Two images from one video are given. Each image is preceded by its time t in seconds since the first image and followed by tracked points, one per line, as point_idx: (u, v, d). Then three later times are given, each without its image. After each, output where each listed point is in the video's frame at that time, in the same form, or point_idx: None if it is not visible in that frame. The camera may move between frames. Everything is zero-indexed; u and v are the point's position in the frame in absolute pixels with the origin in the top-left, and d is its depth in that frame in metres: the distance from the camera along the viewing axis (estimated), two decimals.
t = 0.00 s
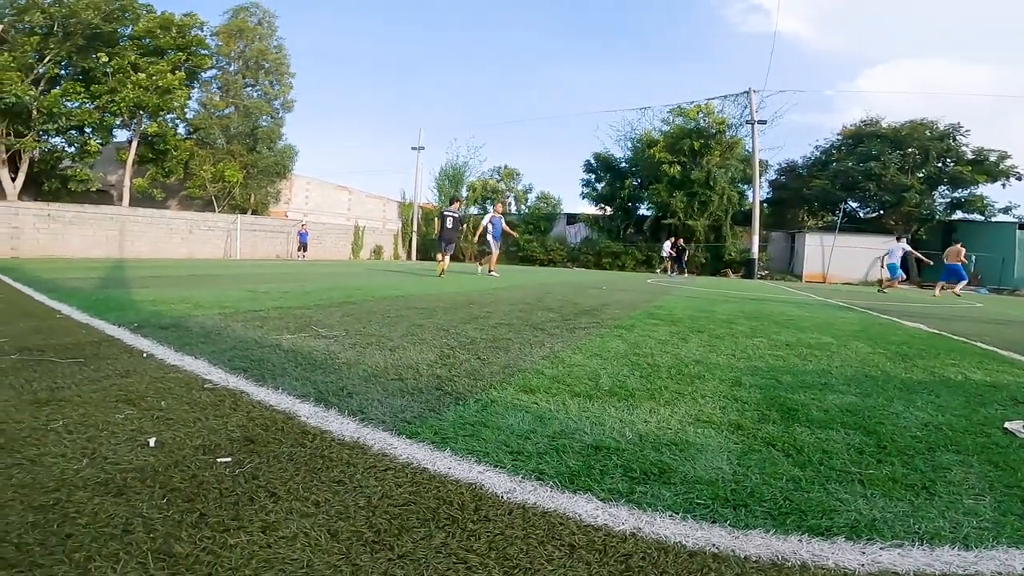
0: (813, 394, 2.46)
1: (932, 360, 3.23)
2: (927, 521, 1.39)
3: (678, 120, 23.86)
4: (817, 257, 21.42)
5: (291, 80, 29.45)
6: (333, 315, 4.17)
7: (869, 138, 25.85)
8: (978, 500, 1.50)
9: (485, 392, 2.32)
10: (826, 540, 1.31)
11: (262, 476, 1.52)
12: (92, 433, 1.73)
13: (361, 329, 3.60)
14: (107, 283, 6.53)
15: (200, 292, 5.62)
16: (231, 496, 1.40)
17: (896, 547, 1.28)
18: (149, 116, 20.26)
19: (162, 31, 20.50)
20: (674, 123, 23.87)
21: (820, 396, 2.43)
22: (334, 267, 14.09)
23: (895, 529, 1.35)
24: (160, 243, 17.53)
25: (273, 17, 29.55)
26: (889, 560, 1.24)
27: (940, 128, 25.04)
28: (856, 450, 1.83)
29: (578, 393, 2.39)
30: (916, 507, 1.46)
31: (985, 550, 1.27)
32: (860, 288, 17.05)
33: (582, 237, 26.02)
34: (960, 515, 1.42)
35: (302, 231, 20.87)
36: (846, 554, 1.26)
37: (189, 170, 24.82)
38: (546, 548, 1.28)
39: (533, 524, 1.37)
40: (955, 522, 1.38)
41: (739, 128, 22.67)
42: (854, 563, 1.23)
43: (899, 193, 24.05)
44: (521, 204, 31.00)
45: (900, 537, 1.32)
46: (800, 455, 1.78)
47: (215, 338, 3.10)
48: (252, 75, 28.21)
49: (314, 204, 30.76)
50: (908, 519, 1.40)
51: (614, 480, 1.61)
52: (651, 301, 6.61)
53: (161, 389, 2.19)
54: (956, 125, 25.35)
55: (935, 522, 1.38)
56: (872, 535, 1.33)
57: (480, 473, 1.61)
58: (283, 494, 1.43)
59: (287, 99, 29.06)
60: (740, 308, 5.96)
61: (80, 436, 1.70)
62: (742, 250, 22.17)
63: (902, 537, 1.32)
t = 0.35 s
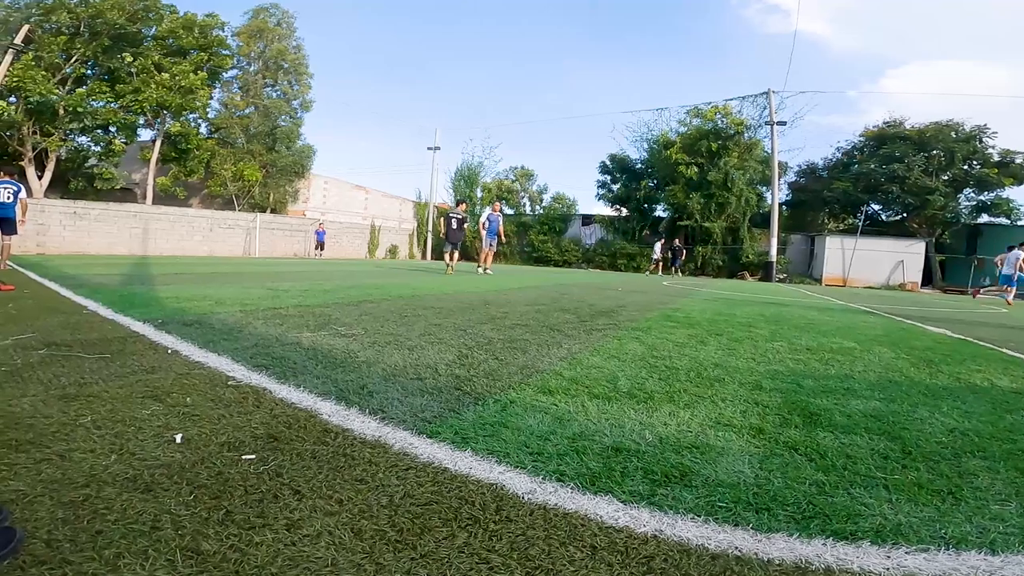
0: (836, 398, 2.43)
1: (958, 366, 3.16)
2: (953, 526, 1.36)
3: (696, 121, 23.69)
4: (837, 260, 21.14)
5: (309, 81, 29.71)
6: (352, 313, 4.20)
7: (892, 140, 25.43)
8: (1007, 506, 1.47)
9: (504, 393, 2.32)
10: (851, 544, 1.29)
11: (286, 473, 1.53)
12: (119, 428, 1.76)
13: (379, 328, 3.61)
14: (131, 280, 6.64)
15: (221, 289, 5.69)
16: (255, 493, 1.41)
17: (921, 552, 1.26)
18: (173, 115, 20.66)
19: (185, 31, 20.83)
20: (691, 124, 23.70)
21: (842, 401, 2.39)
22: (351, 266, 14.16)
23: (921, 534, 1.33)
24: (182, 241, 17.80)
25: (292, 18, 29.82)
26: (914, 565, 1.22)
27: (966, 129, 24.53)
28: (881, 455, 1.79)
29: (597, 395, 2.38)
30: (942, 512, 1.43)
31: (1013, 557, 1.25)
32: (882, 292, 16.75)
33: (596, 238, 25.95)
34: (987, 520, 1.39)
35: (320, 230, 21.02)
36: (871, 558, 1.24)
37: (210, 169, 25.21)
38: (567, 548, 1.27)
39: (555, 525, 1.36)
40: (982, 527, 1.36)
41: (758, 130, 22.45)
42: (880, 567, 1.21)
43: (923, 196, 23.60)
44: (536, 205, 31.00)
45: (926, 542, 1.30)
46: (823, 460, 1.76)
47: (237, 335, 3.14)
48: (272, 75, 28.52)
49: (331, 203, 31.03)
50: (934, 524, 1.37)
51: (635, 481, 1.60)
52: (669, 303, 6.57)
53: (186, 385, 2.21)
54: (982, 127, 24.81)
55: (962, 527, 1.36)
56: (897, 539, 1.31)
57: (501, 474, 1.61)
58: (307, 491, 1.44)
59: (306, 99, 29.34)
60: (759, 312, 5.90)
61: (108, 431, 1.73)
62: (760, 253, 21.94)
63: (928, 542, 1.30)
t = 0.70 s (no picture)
0: (848, 401, 2.41)
1: (972, 369, 3.13)
2: (967, 529, 1.35)
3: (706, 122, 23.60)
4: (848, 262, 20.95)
5: (319, 82, 29.89)
6: (362, 314, 4.21)
7: (905, 141, 25.21)
8: None
9: (514, 394, 2.32)
10: (864, 547, 1.28)
11: (297, 473, 1.54)
12: (133, 427, 1.77)
13: (389, 329, 3.63)
14: (145, 280, 6.71)
15: (233, 290, 5.74)
16: (268, 493, 1.42)
17: (935, 555, 1.25)
18: (185, 116, 20.93)
19: (197, 33, 21.06)
20: (701, 125, 23.61)
21: (855, 404, 2.37)
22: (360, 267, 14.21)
23: (934, 537, 1.32)
24: (194, 241, 17.96)
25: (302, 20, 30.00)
26: (927, 567, 1.20)
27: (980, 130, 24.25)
28: (895, 458, 1.78)
29: (607, 397, 2.37)
30: (956, 515, 1.42)
31: None
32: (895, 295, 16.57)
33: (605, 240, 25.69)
34: (1002, 524, 1.38)
35: (330, 230, 21.10)
36: (884, 561, 1.23)
37: (222, 170, 25.46)
38: (578, 550, 1.27)
39: (565, 527, 1.35)
40: (997, 531, 1.34)
41: (768, 131, 22.32)
42: (892, 570, 1.20)
43: (937, 198, 23.33)
44: (545, 206, 31.02)
45: (940, 544, 1.29)
46: (836, 463, 1.74)
47: (249, 335, 3.16)
48: (282, 77, 28.72)
49: (340, 204, 31.19)
50: (948, 526, 1.36)
51: (645, 484, 1.59)
52: (678, 305, 6.54)
53: (199, 385, 2.23)
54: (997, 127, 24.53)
55: (977, 531, 1.34)
56: (911, 542, 1.29)
57: (510, 476, 1.61)
58: (318, 491, 1.45)
59: (316, 100, 29.54)
60: (769, 314, 5.86)
61: (122, 430, 1.74)
62: (771, 255, 21.79)
63: (942, 544, 1.28)
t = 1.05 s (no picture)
0: (852, 402, 2.40)
1: (977, 370, 3.12)
2: (969, 530, 1.35)
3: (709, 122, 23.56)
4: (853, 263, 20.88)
5: (322, 83, 29.89)
6: (364, 314, 4.22)
7: (910, 141, 25.13)
8: None
9: (516, 395, 2.32)
10: (867, 547, 1.28)
11: (300, 473, 1.55)
12: (137, 427, 1.78)
13: (392, 329, 3.63)
14: (149, 280, 6.74)
15: (237, 290, 5.76)
16: (271, 492, 1.43)
17: (938, 556, 1.24)
18: (189, 117, 21.04)
19: (201, 34, 21.09)
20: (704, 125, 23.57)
21: (859, 405, 2.36)
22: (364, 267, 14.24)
23: (938, 538, 1.31)
24: (199, 241, 18.02)
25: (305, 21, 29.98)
26: (931, 569, 1.20)
27: (984, 130, 24.19)
28: (899, 459, 1.77)
29: (609, 397, 2.37)
30: (960, 516, 1.42)
31: None
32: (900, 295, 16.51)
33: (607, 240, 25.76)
34: (1006, 524, 1.37)
35: (333, 231, 21.12)
36: (886, 562, 1.23)
37: (225, 170, 25.50)
38: (580, 551, 1.27)
39: (567, 527, 1.36)
40: (1001, 531, 1.34)
41: (772, 131, 22.26)
42: (894, 571, 1.20)
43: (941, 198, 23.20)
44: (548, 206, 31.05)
45: (943, 546, 1.28)
46: (840, 464, 1.74)
47: (252, 335, 3.18)
48: (285, 78, 28.73)
49: (343, 205, 31.22)
50: (952, 528, 1.35)
51: (647, 484, 1.59)
52: (682, 305, 6.54)
53: (202, 385, 2.24)
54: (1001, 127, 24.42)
55: (980, 532, 1.34)
56: (914, 543, 1.29)
57: (513, 476, 1.61)
58: (321, 491, 1.45)
59: (319, 101, 29.57)
60: (772, 314, 5.86)
61: (127, 431, 1.75)
62: (774, 255, 21.73)
63: (945, 546, 1.28)
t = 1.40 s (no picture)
0: (854, 402, 2.40)
1: (978, 370, 3.12)
2: (971, 530, 1.34)
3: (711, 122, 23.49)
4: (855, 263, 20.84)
5: (323, 83, 29.95)
6: (365, 314, 4.23)
7: (911, 141, 25.09)
8: None
9: (517, 395, 2.33)
10: (866, 547, 1.28)
11: (302, 472, 1.55)
12: (139, 427, 1.79)
13: (394, 329, 3.64)
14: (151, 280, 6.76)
15: (238, 290, 5.76)
16: (272, 492, 1.43)
17: (939, 556, 1.24)
18: (191, 119, 21.10)
19: (202, 34, 21.12)
20: (706, 125, 23.54)
21: (861, 405, 2.36)
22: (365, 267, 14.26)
23: (939, 538, 1.31)
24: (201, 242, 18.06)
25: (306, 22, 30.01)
26: (932, 568, 1.20)
27: (986, 130, 24.15)
28: (900, 460, 1.77)
29: (610, 397, 2.37)
30: (962, 516, 1.41)
31: None
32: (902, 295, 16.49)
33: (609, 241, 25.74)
34: (1007, 525, 1.37)
35: (335, 231, 21.16)
36: (887, 562, 1.23)
37: (227, 171, 25.57)
38: (580, 550, 1.27)
39: (567, 527, 1.36)
40: (1002, 532, 1.34)
41: (773, 131, 22.22)
42: (895, 571, 1.20)
43: (943, 198, 23.17)
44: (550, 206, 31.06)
45: (944, 546, 1.28)
46: (841, 464, 1.73)
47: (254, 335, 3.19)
48: (287, 78, 28.77)
49: (345, 206, 31.28)
50: (953, 528, 1.35)
51: (648, 484, 1.59)
52: (683, 306, 6.54)
53: (204, 384, 2.25)
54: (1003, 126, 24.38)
55: (982, 532, 1.34)
56: (914, 543, 1.29)
57: (513, 476, 1.61)
58: (322, 491, 1.45)
59: (321, 102, 29.64)
60: (773, 314, 5.85)
61: (130, 430, 1.75)
62: (776, 255, 21.70)
63: (946, 546, 1.28)
